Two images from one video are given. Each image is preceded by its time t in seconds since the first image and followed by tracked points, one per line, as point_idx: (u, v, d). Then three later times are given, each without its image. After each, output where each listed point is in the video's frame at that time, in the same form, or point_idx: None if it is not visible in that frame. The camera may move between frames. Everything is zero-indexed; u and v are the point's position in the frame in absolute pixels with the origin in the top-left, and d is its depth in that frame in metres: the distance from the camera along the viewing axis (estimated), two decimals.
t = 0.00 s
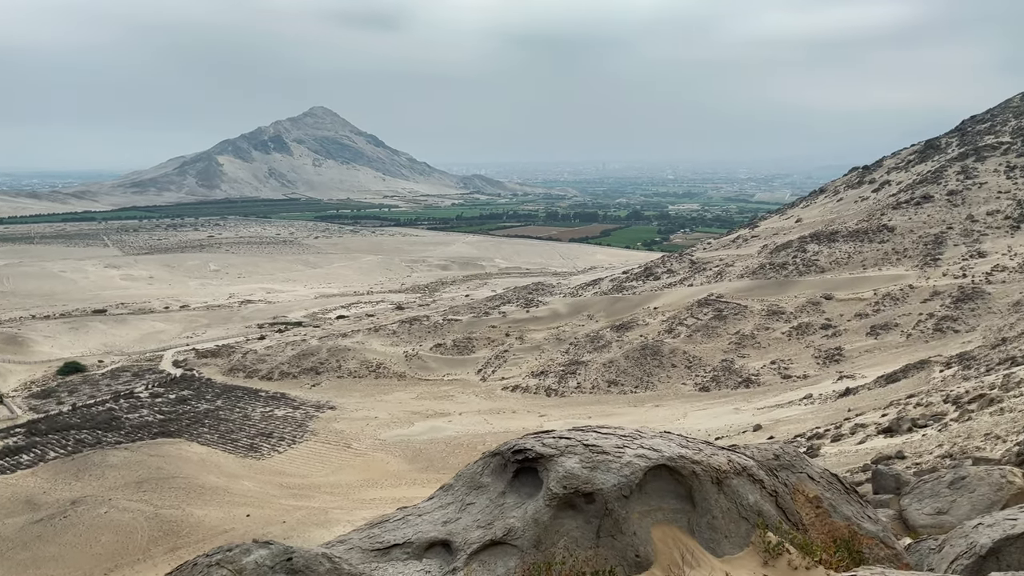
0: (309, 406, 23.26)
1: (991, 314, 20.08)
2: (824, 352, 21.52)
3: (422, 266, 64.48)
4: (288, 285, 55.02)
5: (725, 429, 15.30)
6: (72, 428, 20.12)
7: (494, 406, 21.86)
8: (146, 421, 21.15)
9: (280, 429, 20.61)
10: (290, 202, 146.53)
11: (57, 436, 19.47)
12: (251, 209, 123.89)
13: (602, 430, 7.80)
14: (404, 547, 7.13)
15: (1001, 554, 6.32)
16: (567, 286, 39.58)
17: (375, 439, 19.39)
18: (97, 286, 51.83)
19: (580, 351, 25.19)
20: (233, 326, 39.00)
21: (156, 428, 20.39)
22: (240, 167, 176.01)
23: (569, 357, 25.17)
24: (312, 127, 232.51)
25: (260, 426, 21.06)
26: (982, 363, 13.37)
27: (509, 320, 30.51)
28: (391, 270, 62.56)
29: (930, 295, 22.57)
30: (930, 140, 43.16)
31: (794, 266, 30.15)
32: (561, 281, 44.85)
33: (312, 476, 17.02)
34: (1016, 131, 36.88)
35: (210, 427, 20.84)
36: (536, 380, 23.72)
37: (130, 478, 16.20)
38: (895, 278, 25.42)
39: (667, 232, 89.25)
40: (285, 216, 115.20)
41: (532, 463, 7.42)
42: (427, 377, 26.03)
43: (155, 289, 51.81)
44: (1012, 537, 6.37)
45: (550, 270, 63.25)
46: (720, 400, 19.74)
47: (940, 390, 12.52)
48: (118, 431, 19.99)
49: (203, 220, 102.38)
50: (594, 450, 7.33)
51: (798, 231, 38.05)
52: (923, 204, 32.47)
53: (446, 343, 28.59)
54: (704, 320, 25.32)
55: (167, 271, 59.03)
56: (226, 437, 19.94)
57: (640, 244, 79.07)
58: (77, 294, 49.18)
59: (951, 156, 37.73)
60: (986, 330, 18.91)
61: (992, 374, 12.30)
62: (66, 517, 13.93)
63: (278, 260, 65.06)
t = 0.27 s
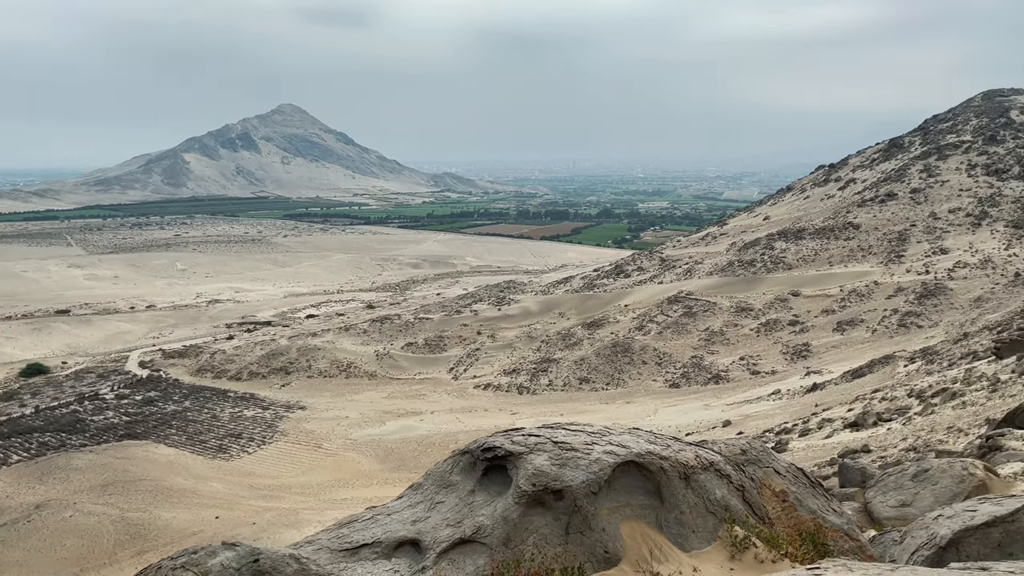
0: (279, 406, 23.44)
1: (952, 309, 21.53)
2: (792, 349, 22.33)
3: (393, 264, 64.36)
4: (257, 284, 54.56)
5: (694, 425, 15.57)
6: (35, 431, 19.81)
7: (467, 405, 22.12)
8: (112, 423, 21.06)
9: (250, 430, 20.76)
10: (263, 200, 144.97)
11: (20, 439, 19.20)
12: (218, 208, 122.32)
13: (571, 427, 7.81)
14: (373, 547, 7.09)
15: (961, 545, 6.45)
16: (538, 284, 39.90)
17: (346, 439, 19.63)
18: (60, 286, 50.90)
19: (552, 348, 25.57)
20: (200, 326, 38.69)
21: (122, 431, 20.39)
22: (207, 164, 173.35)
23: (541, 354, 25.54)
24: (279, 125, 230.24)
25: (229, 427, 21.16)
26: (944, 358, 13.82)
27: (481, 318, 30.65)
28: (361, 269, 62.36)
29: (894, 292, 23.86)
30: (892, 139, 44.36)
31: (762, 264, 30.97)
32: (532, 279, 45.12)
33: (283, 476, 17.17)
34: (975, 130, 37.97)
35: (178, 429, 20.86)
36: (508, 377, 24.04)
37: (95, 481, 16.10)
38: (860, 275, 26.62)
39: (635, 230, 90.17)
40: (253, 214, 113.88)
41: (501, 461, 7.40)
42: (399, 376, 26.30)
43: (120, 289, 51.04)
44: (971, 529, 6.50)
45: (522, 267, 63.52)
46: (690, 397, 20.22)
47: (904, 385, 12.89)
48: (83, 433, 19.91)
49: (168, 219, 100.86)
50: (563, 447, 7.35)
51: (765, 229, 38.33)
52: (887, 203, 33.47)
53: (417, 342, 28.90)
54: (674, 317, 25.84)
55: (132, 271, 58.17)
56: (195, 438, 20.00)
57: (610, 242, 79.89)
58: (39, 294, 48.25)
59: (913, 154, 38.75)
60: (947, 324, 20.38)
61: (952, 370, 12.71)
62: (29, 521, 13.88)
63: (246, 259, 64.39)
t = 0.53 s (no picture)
0: (250, 407, 23.36)
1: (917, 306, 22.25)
2: (762, 345, 22.66)
3: (365, 262, 64.15)
4: (226, 283, 53.99)
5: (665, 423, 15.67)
6: None
7: (441, 403, 22.23)
8: (78, 425, 20.81)
9: (221, 431, 20.70)
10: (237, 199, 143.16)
11: None
12: (186, 206, 120.56)
13: (541, 424, 7.82)
14: (343, 547, 7.04)
15: (923, 537, 6.56)
16: (510, 282, 40.13)
17: (318, 439, 19.69)
18: (22, 286, 49.85)
19: (525, 346, 25.76)
20: (168, 325, 38.24)
21: (89, 433, 20.20)
22: (174, 163, 170.76)
23: (514, 352, 25.68)
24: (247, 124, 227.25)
25: (199, 428, 21.06)
26: (910, 353, 14.17)
27: (454, 316, 30.72)
28: (333, 268, 62.03)
29: (862, 289, 24.43)
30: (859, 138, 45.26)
31: (732, 261, 31.48)
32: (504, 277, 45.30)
33: (254, 478, 17.20)
34: (939, 130, 38.75)
35: (146, 430, 20.71)
36: (481, 375, 24.17)
37: (61, 484, 15.91)
38: (829, 271, 27.15)
39: (607, 229, 90.78)
40: (222, 213, 112.42)
41: (472, 459, 7.39)
42: (372, 375, 26.35)
43: (86, 288, 50.16)
44: (933, 521, 6.63)
45: (495, 266, 63.66)
46: (662, 393, 20.45)
47: (872, 380, 13.20)
48: (48, 436, 19.67)
49: (135, 218, 99.28)
50: (533, 445, 7.36)
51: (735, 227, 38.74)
52: (854, 201, 34.17)
53: (390, 341, 28.96)
54: (646, 314, 26.14)
55: (98, 271, 57.20)
56: (164, 440, 19.90)
57: (583, 240, 80.47)
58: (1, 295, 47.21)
59: (879, 153, 39.45)
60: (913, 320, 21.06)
61: (918, 365, 13.05)
62: None
63: (216, 258, 63.60)
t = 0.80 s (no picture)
0: (222, 407, 23.25)
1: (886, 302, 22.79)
2: (735, 341, 22.95)
3: (339, 261, 63.96)
4: (198, 282, 53.43)
5: (639, 421, 15.76)
6: None
7: (417, 402, 22.29)
8: (45, 427, 20.57)
9: (192, 432, 20.63)
10: (211, 198, 141.58)
11: None
12: (157, 204, 118.89)
13: (514, 422, 7.82)
14: (314, 547, 7.00)
15: (888, 529, 6.68)
16: (485, 281, 40.33)
17: (292, 440, 19.69)
18: None
19: (500, 345, 25.88)
20: (138, 325, 37.79)
21: (56, 434, 19.98)
22: (144, 163, 168.39)
23: (489, 351, 25.77)
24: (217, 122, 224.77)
25: (170, 428, 20.96)
26: (879, 349, 14.47)
27: (429, 315, 30.86)
28: (307, 266, 61.70)
29: (832, 285, 24.97)
30: (829, 137, 46.12)
31: (705, 259, 32.02)
32: (479, 275, 45.44)
33: (227, 478, 17.21)
34: (906, 129, 39.52)
35: (116, 432, 20.56)
36: (457, 374, 24.27)
37: (31, 488, 16.02)
38: (801, 268, 27.59)
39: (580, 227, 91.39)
40: (192, 212, 110.99)
41: (444, 458, 7.36)
42: (346, 375, 26.37)
43: (54, 288, 49.31)
44: (898, 513, 6.75)
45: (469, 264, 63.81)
46: (637, 390, 20.63)
47: (842, 376, 13.47)
48: (15, 438, 19.43)
49: (103, 216, 97.66)
50: (506, 442, 7.36)
51: (707, 226, 39.08)
52: (825, 200, 34.85)
53: (364, 340, 29.01)
54: (620, 312, 26.40)
55: (66, 270, 56.24)
56: (133, 441, 19.76)
57: (557, 237, 81.03)
58: None
59: (849, 152, 40.19)
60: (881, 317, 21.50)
61: (886, 360, 13.35)
62: None
63: (187, 257, 62.85)
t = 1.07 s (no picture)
0: (194, 408, 23.16)
1: (854, 298, 23.46)
2: (709, 338, 23.28)
3: (312, 260, 63.83)
4: (169, 282, 52.91)
5: (612, 417, 15.86)
6: None
7: (392, 401, 22.44)
8: (13, 430, 20.34)
9: (164, 434, 20.57)
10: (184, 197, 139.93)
11: None
12: (127, 204, 117.30)
13: (486, 419, 7.82)
14: (286, 548, 6.95)
15: (855, 521, 6.79)
16: (459, 279, 40.66)
17: (266, 440, 19.71)
18: None
19: (475, 343, 26.03)
20: (108, 326, 37.36)
21: (24, 437, 19.78)
22: (115, 163, 166.09)
23: (465, 349, 25.85)
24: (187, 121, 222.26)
25: (141, 431, 20.87)
26: (849, 344, 14.80)
27: (404, 314, 31.15)
28: (280, 265, 61.40)
29: (804, 282, 25.69)
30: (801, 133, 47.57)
31: (678, 256, 32.84)
32: (454, 274, 45.67)
33: (200, 480, 17.21)
34: (875, 126, 41.27)
35: (86, 434, 20.41)
36: (432, 373, 24.44)
37: None
38: (773, 265, 28.50)
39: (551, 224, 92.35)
40: (163, 211, 109.80)
41: (416, 456, 7.34)
42: (320, 374, 26.44)
43: (20, 289, 48.47)
44: (865, 506, 6.86)
45: (444, 262, 64.06)
46: (611, 387, 20.87)
47: (814, 371, 13.72)
48: None
49: (71, 215, 96.04)
50: (478, 440, 7.35)
51: (681, 222, 40.18)
52: (796, 196, 36.17)
53: (339, 339, 29.15)
54: (596, 309, 26.71)
55: (33, 271, 55.30)
56: (103, 443, 19.68)
57: (533, 235, 81.78)
58: None
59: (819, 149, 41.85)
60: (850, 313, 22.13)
61: (856, 356, 13.67)
62: None
63: (158, 257, 62.14)
